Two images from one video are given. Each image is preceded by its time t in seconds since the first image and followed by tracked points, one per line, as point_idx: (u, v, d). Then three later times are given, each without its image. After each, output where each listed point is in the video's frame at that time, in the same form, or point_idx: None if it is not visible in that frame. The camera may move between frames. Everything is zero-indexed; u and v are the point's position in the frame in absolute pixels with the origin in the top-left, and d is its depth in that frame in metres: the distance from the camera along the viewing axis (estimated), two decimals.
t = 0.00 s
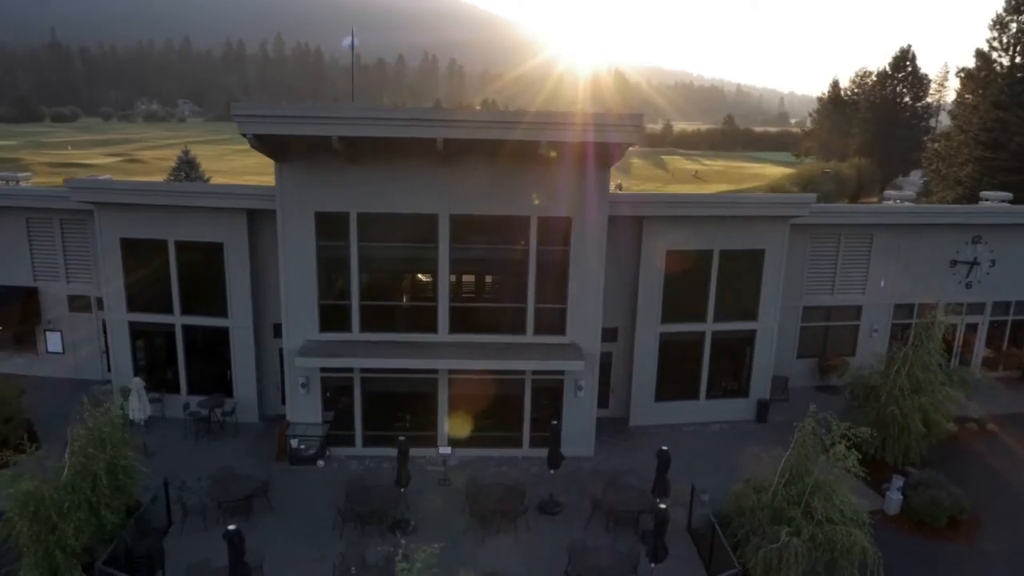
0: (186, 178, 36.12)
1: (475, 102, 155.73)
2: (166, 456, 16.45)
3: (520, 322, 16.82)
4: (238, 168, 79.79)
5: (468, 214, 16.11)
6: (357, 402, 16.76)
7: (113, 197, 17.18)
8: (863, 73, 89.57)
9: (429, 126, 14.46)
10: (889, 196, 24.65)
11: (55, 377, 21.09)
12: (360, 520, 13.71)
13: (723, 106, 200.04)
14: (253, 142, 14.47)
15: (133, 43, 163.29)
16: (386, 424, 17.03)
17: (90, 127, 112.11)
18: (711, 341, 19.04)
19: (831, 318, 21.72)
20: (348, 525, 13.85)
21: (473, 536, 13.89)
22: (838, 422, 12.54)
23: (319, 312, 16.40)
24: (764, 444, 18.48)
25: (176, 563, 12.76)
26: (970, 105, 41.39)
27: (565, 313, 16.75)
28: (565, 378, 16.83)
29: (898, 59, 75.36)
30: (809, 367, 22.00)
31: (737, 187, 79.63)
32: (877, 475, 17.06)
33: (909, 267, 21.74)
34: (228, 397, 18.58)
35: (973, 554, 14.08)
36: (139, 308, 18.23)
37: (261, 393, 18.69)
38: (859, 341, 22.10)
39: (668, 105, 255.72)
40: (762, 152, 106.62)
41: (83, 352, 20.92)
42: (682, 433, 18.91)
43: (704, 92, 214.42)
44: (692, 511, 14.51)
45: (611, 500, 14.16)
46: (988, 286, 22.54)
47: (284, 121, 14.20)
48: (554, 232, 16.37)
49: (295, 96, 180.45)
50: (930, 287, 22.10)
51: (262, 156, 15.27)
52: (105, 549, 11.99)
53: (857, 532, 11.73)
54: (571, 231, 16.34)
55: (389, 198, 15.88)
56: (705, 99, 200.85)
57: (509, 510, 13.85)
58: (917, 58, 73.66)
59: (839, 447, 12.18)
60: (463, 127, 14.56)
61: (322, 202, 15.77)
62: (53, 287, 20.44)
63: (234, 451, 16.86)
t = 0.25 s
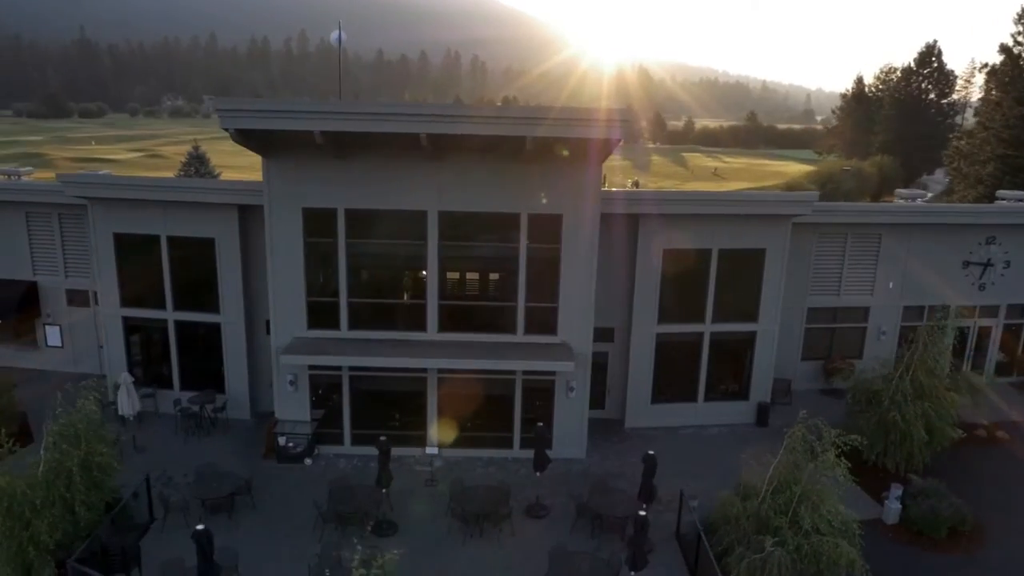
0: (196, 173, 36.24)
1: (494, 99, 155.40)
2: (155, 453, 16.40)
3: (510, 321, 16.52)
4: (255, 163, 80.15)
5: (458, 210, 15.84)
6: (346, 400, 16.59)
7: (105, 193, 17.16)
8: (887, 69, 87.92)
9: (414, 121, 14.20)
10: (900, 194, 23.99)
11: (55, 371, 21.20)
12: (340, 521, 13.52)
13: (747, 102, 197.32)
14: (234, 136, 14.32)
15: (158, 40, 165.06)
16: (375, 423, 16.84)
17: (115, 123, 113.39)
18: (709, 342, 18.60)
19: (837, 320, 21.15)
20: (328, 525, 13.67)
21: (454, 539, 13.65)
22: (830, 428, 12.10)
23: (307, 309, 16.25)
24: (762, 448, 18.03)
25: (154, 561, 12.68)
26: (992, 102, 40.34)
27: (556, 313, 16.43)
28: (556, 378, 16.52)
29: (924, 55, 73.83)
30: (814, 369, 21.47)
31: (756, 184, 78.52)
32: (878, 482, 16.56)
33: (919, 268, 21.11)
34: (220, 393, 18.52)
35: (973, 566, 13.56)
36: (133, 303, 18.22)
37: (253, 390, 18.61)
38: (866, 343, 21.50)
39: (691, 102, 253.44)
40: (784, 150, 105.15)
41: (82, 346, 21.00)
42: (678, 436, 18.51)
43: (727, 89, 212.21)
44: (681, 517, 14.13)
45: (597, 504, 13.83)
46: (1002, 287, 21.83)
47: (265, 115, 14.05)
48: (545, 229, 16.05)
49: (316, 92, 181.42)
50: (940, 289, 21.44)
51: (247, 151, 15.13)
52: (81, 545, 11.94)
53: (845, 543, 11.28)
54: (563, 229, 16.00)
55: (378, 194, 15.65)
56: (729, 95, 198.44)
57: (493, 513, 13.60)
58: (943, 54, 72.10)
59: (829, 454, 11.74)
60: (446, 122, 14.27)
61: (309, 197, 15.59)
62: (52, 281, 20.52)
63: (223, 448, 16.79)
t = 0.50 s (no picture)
0: (205, 170, 36.36)
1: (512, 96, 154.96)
2: (146, 449, 16.39)
3: (500, 320, 16.28)
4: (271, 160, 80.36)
5: (447, 208, 15.63)
6: (335, 398, 16.46)
7: (98, 188, 17.18)
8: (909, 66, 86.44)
9: (398, 116, 14.01)
10: (910, 192, 23.41)
11: (54, 366, 21.33)
12: (323, 521, 13.39)
13: (768, 99, 195.01)
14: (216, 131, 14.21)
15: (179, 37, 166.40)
16: (364, 422, 16.70)
17: (135, 119, 114.31)
18: (707, 343, 18.25)
19: (841, 321, 20.69)
20: (311, 525, 13.55)
21: (438, 540, 13.48)
22: (819, 434, 11.76)
23: (297, 307, 16.15)
24: (760, 452, 17.65)
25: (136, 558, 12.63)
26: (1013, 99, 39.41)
27: (547, 312, 16.18)
28: (548, 378, 16.27)
29: (946, 51, 72.45)
30: (817, 371, 21.02)
31: (775, 183, 77.42)
32: (877, 489, 16.13)
33: (927, 268, 20.57)
34: (213, 390, 18.49)
35: None
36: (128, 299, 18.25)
37: (246, 387, 18.56)
38: (871, 345, 21.00)
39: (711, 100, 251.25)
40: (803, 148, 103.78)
41: (81, 341, 21.09)
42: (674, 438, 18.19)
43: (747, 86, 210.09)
44: (670, 522, 13.82)
45: (583, 508, 13.58)
46: (1014, 289, 21.21)
47: (247, 111, 13.92)
48: (536, 227, 15.79)
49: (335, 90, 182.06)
50: (949, 290, 20.89)
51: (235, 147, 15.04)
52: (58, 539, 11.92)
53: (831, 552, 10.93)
54: (554, 227, 15.73)
55: (367, 191, 15.48)
56: (750, 92, 196.19)
57: (476, 515, 13.39)
58: (966, 50, 70.70)
59: (817, 461, 11.40)
60: (431, 117, 14.04)
61: (298, 194, 15.47)
62: (51, 276, 20.62)
63: (213, 445, 16.74)
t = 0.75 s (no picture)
0: (216, 166, 36.52)
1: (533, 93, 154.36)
2: (136, 445, 16.42)
3: (489, 319, 16.04)
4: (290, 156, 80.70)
5: (434, 205, 15.42)
6: (323, 396, 16.34)
7: (92, 184, 17.24)
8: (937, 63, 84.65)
9: (379, 111, 13.85)
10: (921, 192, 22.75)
11: (55, 359, 21.49)
12: (302, 521, 13.27)
13: (794, 97, 192.19)
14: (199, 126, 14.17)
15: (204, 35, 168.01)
16: (352, 420, 16.56)
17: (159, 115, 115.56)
18: (703, 345, 17.86)
19: (845, 324, 20.17)
20: (291, 524, 13.43)
21: (417, 542, 13.29)
22: (806, 442, 11.36)
23: (284, 304, 16.06)
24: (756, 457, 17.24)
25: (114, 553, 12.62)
26: None
27: (536, 312, 15.92)
28: (537, 379, 16.02)
29: (974, 48, 70.82)
30: (821, 375, 20.50)
31: (796, 182, 76.20)
32: (876, 497, 15.65)
33: (936, 270, 19.97)
34: (206, 386, 18.48)
35: None
36: (122, 294, 18.31)
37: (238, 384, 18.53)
38: (877, 349, 20.44)
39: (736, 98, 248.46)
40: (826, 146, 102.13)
41: (80, 336, 21.23)
42: (669, 442, 17.83)
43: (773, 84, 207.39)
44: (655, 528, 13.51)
45: (565, 512, 13.31)
46: None
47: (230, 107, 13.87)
48: (525, 225, 15.53)
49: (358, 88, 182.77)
50: (958, 292, 20.26)
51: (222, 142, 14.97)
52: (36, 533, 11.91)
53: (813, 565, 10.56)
54: (542, 225, 15.46)
55: (354, 188, 15.33)
56: (775, 89, 193.68)
57: (457, 517, 13.19)
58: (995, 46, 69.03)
59: (802, 469, 11.02)
60: (414, 113, 13.84)
61: (286, 191, 15.37)
62: (52, 271, 20.77)
63: (203, 442, 16.72)
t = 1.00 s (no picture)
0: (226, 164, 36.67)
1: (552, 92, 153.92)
2: (127, 441, 16.46)
3: (479, 318, 15.86)
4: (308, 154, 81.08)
5: (423, 202, 15.26)
6: (312, 394, 16.26)
7: (87, 180, 17.31)
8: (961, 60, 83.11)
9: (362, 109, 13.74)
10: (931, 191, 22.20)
11: (56, 354, 21.65)
12: (283, 520, 13.18)
13: (818, 95, 189.63)
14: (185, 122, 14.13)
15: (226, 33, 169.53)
16: (342, 419, 16.46)
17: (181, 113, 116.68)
18: (699, 346, 17.54)
19: (849, 326, 19.71)
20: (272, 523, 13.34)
21: (398, 543, 13.14)
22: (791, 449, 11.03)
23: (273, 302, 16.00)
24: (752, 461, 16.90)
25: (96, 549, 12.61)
26: None
27: (526, 311, 15.71)
28: (527, 379, 15.80)
29: (999, 45, 69.42)
30: (823, 378, 20.07)
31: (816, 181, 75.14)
32: (873, 505, 15.25)
33: (942, 271, 19.46)
34: (200, 382, 18.49)
35: None
36: (118, 290, 18.37)
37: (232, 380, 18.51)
38: (882, 352, 19.97)
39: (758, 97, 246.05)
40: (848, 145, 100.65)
41: (81, 331, 21.37)
42: (663, 445, 17.54)
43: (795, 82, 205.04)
44: (641, 533, 13.25)
45: (548, 516, 13.08)
46: None
47: (214, 104, 13.84)
48: (514, 223, 15.33)
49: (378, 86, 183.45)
50: (966, 294, 19.72)
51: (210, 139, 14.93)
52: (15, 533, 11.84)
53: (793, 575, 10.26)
54: (532, 223, 15.24)
55: (343, 185, 15.22)
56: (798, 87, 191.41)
57: (439, 519, 13.02)
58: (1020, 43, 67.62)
59: (784, 478, 10.70)
60: (400, 109, 13.71)
61: (274, 187, 15.31)
62: (53, 266, 20.91)
63: (193, 438, 16.71)
